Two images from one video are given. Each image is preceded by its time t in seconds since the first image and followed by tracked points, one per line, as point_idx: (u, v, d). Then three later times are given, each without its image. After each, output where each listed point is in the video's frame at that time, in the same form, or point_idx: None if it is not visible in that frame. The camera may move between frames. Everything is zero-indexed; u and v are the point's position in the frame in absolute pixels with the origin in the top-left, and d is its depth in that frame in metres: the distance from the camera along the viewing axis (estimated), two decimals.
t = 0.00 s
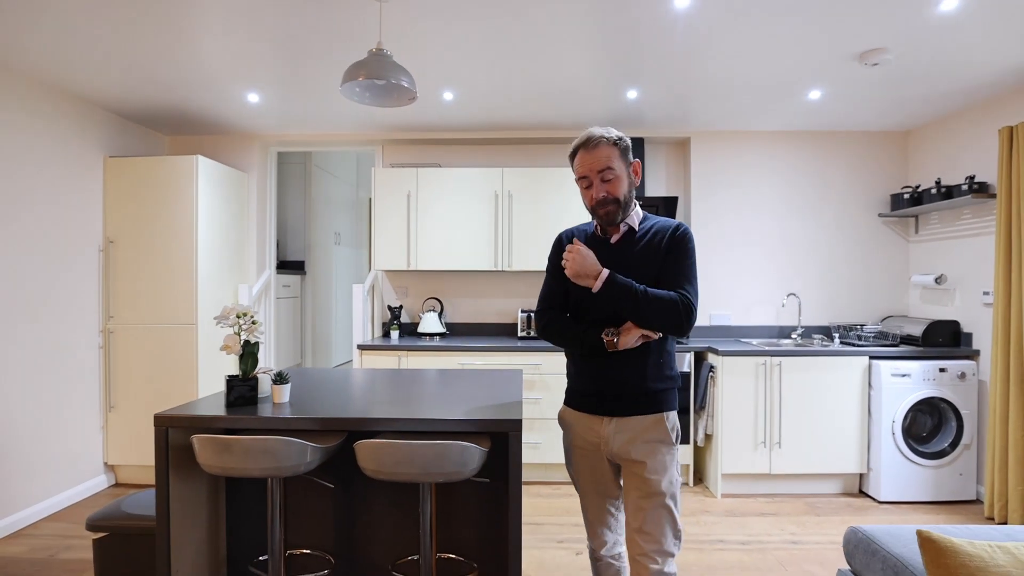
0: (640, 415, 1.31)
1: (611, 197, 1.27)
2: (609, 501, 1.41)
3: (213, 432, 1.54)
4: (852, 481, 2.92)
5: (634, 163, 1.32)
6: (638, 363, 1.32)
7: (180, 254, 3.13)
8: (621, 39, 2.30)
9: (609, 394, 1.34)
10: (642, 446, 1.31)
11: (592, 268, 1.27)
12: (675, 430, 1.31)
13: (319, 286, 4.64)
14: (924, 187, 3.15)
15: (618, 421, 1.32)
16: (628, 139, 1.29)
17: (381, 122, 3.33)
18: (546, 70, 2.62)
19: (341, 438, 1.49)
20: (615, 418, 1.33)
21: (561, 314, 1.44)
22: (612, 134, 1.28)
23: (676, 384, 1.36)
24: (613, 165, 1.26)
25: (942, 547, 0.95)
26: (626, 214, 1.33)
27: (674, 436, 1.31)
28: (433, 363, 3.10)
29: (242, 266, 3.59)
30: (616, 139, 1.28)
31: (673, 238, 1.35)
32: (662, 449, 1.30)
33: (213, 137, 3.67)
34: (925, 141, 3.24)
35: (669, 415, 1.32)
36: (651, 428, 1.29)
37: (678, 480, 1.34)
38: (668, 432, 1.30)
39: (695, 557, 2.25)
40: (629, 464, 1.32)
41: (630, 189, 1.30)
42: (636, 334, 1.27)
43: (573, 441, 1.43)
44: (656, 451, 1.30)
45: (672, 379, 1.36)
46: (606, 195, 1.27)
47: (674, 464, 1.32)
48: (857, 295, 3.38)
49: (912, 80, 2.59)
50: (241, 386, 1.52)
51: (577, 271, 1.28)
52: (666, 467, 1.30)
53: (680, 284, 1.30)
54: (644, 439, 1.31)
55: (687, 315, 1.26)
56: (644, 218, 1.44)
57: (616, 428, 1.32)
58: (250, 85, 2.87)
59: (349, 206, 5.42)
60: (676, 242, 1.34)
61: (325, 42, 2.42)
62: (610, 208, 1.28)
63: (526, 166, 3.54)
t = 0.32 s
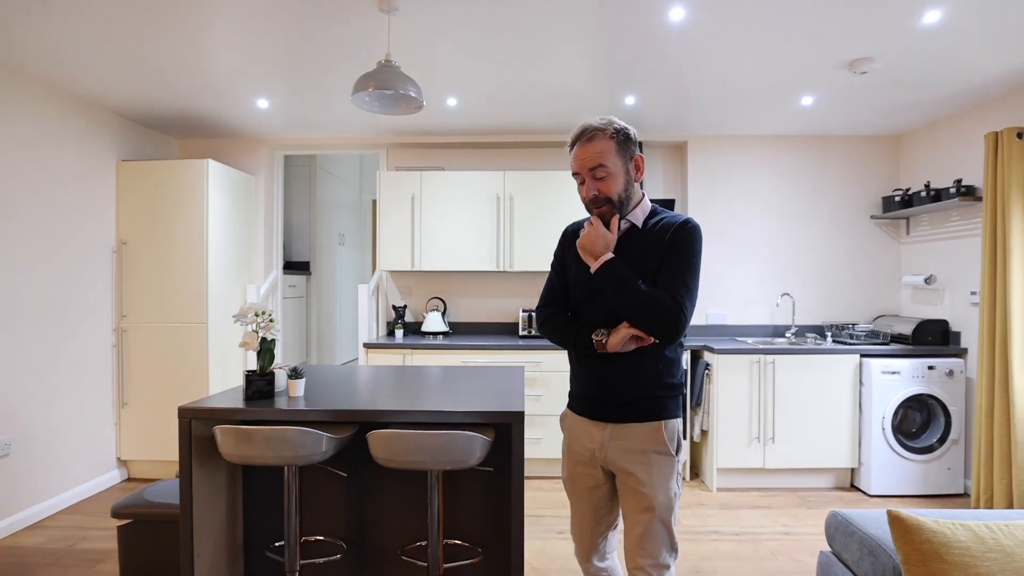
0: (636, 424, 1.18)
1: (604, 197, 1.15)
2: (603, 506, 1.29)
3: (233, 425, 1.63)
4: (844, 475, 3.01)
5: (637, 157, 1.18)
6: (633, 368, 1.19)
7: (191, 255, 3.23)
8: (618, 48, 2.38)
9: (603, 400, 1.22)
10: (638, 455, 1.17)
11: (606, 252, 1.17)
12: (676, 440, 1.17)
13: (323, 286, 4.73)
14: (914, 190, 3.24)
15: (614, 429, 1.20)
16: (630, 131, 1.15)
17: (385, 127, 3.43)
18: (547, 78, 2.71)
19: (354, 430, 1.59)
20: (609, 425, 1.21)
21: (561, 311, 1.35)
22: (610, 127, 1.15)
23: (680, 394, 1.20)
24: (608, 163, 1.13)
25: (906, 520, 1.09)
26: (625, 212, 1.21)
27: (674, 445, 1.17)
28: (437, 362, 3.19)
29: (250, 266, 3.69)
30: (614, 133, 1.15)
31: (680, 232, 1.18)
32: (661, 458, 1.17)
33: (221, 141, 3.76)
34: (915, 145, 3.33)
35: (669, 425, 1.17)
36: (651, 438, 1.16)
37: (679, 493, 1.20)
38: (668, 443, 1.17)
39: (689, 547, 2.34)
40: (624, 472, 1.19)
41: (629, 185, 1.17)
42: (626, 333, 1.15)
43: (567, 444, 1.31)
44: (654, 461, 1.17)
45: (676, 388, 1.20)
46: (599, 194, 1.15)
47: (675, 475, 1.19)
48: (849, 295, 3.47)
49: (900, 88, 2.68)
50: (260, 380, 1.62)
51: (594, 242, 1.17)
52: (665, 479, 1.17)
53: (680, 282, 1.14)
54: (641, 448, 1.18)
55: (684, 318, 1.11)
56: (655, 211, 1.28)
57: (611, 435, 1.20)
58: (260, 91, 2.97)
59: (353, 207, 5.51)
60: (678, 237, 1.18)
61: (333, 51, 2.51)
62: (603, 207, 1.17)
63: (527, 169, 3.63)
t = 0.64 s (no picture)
0: (619, 431, 1.15)
1: (592, 199, 1.13)
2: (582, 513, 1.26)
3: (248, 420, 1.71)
4: (838, 472, 3.08)
5: (628, 157, 1.14)
6: (616, 372, 1.16)
7: (201, 257, 3.31)
8: (617, 56, 2.45)
9: (587, 403, 1.20)
10: (620, 463, 1.15)
11: (594, 250, 1.16)
12: (661, 452, 1.14)
13: (327, 286, 4.80)
14: (908, 193, 3.31)
15: (597, 435, 1.17)
16: (621, 131, 1.12)
17: (388, 131, 3.50)
18: (547, 84, 2.78)
19: (363, 426, 1.66)
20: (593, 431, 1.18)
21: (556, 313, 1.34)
22: (599, 127, 1.12)
23: (668, 402, 1.15)
24: (596, 164, 1.10)
25: (883, 509, 1.24)
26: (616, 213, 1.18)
27: (661, 457, 1.14)
28: (439, 361, 3.26)
29: (256, 267, 3.77)
30: (604, 133, 1.11)
31: (668, 233, 1.13)
32: (645, 469, 1.14)
33: (228, 144, 3.84)
34: (908, 149, 3.39)
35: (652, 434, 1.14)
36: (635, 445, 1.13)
37: (664, 503, 1.17)
38: (652, 454, 1.14)
39: (685, 540, 2.41)
40: (606, 478, 1.17)
41: (619, 186, 1.14)
42: (603, 336, 1.13)
43: (553, 445, 1.30)
44: (636, 471, 1.14)
45: (663, 397, 1.15)
46: (587, 196, 1.13)
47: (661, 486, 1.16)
48: (845, 296, 3.54)
49: (892, 94, 2.75)
50: (273, 378, 1.70)
51: (583, 240, 1.15)
52: (647, 490, 1.14)
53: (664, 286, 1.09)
54: (624, 456, 1.15)
55: (662, 323, 1.06)
56: (652, 209, 1.23)
57: (593, 440, 1.17)
58: (268, 97, 3.04)
59: (356, 208, 5.57)
60: (667, 239, 1.12)
61: (342, 59, 2.59)
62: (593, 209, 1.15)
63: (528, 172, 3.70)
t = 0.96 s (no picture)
0: (595, 441, 1.08)
1: (563, 202, 1.09)
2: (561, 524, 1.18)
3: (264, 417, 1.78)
4: (837, 469, 3.14)
5: (599, 161, 1.11)
6: (588, 379, 1.09)
7: (211, 258, 3.37)
8: (619, 61, 2.50)
9: (561, 412, 1.12)
10: (598, 473, 1.08)
11: (565, 253, 1.10)
12: (639, 462, 1.07)
13: (333, 287, 4.86)
14: (905, 195, 3.36)
15: (573, 446, 1.09)
16: (593, 134, 1.09)
17: (394, 134, 3.56)
18: (551, 89, 2.84)
19: (374, 423, 1.72)
20: (567, 441, 1.11)
21: (526, 319, 1.27)
22: (571, 129, 1.09)
23: (644, 409, 1.09)
24: (567, 166, 1.07)
25: (875, 500, 1.30)
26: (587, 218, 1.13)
27: (642, 463, 1.08)
28: (445, 360, 3.32)
29: (264, 267, 3.84)
30: (575, 136, 1.08)
31: (640, 234, 1.08)
32: (625, 476, 1.07)
33: (236, 147, 3.90)
34: (907, 151, 3.44)
35: (630, 444, 1.07)
36: (614, 454, 1.07)
37: (645, 509, 1.10)
38: (629, 463, 1.07)
39: (686, 535, 2.46)
40: (586, 490, 1.09)
41: (590, 189, 1.11)
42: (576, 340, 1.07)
43: (524, 457, 1.20)
44: (614, 479, 1.07)
45: (638, 403, 1.08)
46: (558, 199, 1.09)
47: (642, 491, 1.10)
48: (844, 296, 3.59)
49: (888, 98, 2.80)
50: (288, 376, 1.77)
51: (554, 243, 1.09)
52: (627, 498, 1.08)
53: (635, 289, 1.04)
54: (603, 465, 1.07)
55: (636, 324, 1.01)
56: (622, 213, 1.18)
57: (569, 452, 1.09)
58: (277, 101, 3.10)
59: (360, 209, 5.63)
60: (636, 240, 1.07)
61: (350, 65, 2.65)
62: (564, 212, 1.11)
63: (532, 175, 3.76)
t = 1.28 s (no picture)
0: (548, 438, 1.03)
1: (518, 191, 1.05)
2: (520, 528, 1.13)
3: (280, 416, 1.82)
4: (841, 469, 3.16)
5: (554, 155, 1.09)
6: (541, 373, 1.05)
7: (221, 259, 3.41)
8: (627, 65, 2.53)
9: (512, 410, 1.07)
10: (551, 472, 1.03)
11: (521, 246, 1.05)
12: (593, 456, 1.04)
13: (339, 287, 4.90)
14: (909, 197, 3.38)
15: (526, 444, 1.04)
16: (549, 127, 1.07)
17: (402, 136, 3.59)
18: (559, 92, 2.87)
19: (387, 423, 1.75)
20: (521, 440, 1.05)
21: (473, 315, 1.21)
22: (527, 121, 1.07)
23: (597, 404, 1.07)
24: (523, 154, 1.04)
25: (883, 498, 1.34)
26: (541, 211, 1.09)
27: (594, 458, 1.04)
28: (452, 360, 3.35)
29: (274, 267, 3.89)
30: (532, 127, 1.06)
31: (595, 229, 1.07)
32: (580, 473, 1.03)
33: (245, 149, 3.93)
34: (910, 153, 3.46)
35: (586, 438, 1.03)
36: (566, 449, 1.02)
37: (603, 505, 1.06)
38: (584, 457, 1.03)
39: (693, 534, 2.49)
40: (542, 492, 1.04)
41: (544, 182, 1.08)
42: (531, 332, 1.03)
43: (477, 463, 1.14)
44: (569, 476, 1.03)
45: (590, 398, 1.05)
46: (513, 187, 1.05)
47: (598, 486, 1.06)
48: (848, 297, 3.62)
49: (893, 102, 2.83)
50: (304, 376, 1.82)
51: (509, 232, 1.04)
52: (582, 495, 1.03)
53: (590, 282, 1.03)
54: (555, 464, 1.03)
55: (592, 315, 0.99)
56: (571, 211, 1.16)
57: (522, 452, 1.04)
58: (287, 104, 3.13)
59: (366, 210, 5.67)
60: (590, 234, 1.07)
61: (361, 69, 2.69)
62: (518, 201, 1.06)
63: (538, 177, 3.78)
